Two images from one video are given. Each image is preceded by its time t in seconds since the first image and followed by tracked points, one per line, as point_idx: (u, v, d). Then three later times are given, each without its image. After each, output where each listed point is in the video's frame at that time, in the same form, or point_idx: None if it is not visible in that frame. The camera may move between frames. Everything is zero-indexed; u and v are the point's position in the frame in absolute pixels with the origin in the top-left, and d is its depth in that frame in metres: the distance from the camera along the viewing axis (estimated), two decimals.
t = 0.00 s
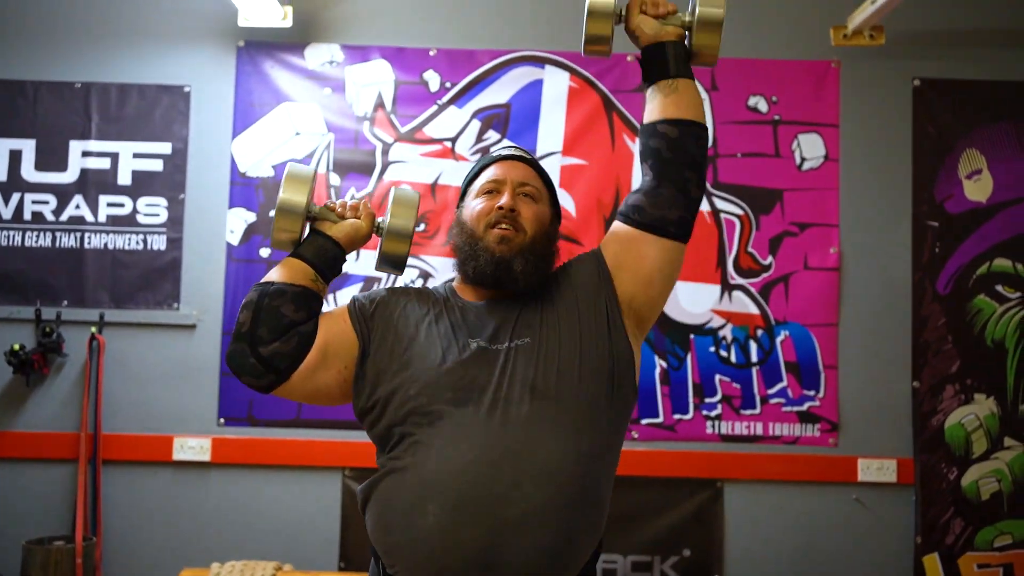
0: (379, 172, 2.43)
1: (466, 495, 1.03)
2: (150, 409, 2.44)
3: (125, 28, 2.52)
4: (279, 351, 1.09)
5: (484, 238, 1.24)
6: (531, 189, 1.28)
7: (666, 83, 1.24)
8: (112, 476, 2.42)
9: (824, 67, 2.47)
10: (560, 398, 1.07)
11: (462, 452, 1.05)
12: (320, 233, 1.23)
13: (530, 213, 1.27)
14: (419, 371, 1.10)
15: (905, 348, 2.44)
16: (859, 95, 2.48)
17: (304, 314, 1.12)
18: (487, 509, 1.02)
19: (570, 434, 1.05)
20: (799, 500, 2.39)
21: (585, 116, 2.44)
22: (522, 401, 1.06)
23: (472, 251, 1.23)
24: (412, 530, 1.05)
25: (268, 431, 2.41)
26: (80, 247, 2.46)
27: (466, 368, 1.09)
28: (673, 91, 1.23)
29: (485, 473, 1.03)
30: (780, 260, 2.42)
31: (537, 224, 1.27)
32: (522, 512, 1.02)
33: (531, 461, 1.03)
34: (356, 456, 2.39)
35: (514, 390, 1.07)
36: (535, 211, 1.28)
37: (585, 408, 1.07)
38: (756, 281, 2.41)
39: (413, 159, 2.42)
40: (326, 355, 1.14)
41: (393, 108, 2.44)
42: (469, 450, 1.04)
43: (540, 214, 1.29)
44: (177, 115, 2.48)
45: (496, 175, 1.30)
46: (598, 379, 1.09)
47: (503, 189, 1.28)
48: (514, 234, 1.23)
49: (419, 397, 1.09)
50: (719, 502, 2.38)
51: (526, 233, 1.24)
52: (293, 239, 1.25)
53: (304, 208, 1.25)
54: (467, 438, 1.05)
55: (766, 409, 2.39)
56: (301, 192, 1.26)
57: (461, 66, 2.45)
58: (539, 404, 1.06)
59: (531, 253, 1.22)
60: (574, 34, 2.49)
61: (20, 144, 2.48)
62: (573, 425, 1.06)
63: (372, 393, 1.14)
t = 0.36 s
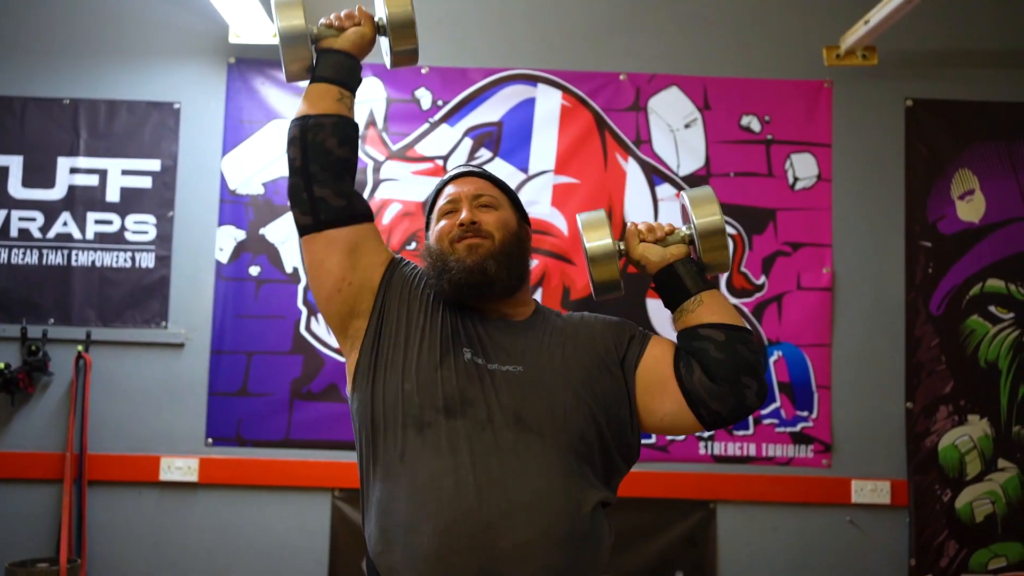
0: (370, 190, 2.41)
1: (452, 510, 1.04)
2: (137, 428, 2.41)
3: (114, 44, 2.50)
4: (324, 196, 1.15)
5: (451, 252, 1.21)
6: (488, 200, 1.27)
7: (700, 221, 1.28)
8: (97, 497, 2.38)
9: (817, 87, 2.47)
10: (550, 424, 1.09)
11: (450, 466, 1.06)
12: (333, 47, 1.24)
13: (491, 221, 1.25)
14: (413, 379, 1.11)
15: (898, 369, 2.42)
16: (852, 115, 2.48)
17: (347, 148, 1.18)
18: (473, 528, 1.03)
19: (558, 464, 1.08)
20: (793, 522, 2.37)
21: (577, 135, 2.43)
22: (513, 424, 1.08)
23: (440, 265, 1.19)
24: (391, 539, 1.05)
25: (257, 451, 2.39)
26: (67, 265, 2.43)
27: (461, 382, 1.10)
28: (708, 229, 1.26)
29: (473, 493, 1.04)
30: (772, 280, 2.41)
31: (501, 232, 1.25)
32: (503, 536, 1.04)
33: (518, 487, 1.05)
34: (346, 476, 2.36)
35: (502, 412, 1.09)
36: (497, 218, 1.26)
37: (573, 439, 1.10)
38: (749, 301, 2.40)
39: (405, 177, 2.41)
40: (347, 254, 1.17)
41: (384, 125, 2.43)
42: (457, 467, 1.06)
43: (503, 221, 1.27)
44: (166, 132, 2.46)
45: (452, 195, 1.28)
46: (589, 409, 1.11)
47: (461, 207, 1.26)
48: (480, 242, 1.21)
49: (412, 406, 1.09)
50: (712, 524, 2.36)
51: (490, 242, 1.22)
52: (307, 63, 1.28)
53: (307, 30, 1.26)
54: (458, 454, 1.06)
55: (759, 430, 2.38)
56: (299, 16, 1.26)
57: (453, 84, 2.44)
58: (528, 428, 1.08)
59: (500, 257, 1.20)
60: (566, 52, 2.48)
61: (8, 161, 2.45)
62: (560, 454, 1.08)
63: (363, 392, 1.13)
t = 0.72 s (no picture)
0: (365, 199, 2.41)
1: (460, 517, 0.98)
2: (129, 438, 2.40)
3: (108, 53, 2.50)
4: (273, 369, 1.06)
5: (483, 275, 1.22)
6: (537, 229, 1.28)
7: (678, 37, 1.29)
8: (89, 508, 2.37)
9: (811, 96, 2.47)
10: (561, 426, 1.04)
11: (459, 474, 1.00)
12: (316, 255, 1.21)
13: (535, 251, 1.25)
14: (417, 393, 1.07)
15: (892, 379, 2.42)
16: (846, 124, 2.48)
17: (299, 333, 1.10)
18: (484, 528, 0.98)
19: (572, 462, 1.03)
20: (787, 531, 2.37)
21: (571, 143, 2.43)
22: (520, 426, 1.03)
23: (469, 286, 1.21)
24: (396, 553, 1.00)
25: (250, 461, 2.38)
26: (60, 274, 2.42)
27: (467, 391, 1.06)
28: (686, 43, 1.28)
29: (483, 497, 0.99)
30: (767, 289, 2.40)
31: (541, 263, 1.25)
32: (516, 538, 0.98)
33: (529, 488, 1.00)
34: (339, 486, 2.35)
35: (510, 415, 1.04)
36: (540, 250, 1.26)
37: (585, 440, 1.05)
38: (743, 310, 2.40)
39: (399, 186, 2.40)
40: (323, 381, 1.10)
41: (378, 134, 2.43)
42: (464, 474, 1.00)
43: (546, 253, 1.27)
44: (160, 141, 2.45)
45: (503, 210, 1.28)
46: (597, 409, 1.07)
47: (511, 224, 1.27)
48: (516, 271, 1.21)
49: (418, 421, 1.05)
50: (706, 534, 2.35)
51: (527, 271, 1.22)
52: (284, 261, 1.23)
53: (296, 229, 1.23)
54: (465, 461, 1.01)
55: (754, 439, 2.37)
56: (292, 213, 1.25)
57: (448, 93, 2.44)
58: (538, 429, 1.03)
59: (533, 292, 1.18)
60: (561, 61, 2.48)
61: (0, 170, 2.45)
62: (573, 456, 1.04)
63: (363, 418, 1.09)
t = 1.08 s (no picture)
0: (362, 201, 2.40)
1: (443, 516, 1.03)
2: (128, 441, 2.40)
3: (106, 56, 2.50)
4: (325, 191, 1.19)
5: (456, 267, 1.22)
6: (498, 214, 1.28)
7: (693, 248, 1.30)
8: (87, 511, 2.36)
9: (809, 97, 2.47)
10: (540, 439, 1.09)
11: (444, 472, 1.05)
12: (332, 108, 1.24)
13: (500, 238, 1.26)
14: (406, 380, 1.11)
15: (891, 379, 2.42)
16: (844, 125, 2.48)
17: (348, 136, 1.24)
18: (466, 542, 1.02)
19: (549, 476, 1.08)
20: (787, 533, 2.36)
21: (569, 145, 2.43)
22: (503, 436, 1.09)
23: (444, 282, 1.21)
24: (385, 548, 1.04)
25: (249, 463, 2.37)
26: (58, 277, 2.42)
27: (452, 387, 1.11)
28: (700, 255, 1.28)
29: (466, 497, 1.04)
30: (765, 290, 2.40)
31: (509, 250, 1.26)
32: (496, 546, 1.03)
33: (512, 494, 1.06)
34: (338, 488, 2.35)
35: (494, 421, 1.09)
36: (504, 235, 1.27)
37: (564, 454, 1.10)
38: (742, 311, 2.40)
39: (397, 188, 2.40)
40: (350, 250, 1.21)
41: (376, 136, 2.43)
42: (449, 472, 1.05)
43: (510, 236, 1.28)
44: (158, 144, 2.46)
45: (460, 205, 1.28)
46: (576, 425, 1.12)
47: (471, 217, 1.27)
48: (486, 261, 1.22)
49: (405, 410, 1.09)
50: (706, 535, 2.35)
51: (496, 260, 1.24)
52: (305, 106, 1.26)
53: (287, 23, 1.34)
54: (449, 460, 1.06)
55: (752, 440, 2.37)
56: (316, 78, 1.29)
57: (445, 95, 2.44)
58: (519, 442, 1.09)
59: (506, 279, 1.22)
60: (559, 63, 2.48)
61: None
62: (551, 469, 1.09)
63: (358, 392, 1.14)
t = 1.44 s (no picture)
0: (364, 202, 2.41)
1: (447, 520, 1.01)
2: (130, 442, 2.40)
3: (108, 59, 2.51)
4: (261, 368, 1.08)
5: (472, 278, 1.22)
6: (522, 226, 1.26)
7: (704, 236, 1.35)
8: (91, 512, 2.37)
9: (809, 96, 2.47)
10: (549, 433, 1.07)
11: (448, 479, 1.03)
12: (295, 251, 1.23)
13: (521, 249, 1.25)
14: (405, 397, 1.10)
15: (892, 379, 2.42)
16: (844, 125, 2.48)
17: (287, 332, 1.12)
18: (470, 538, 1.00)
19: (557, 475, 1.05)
20: (788, 532, 2.37)
21: (570, 145, 2.43)
22: (508, 434, 1.06)
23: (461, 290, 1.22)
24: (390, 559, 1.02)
25: (251, 464, 2.38)
26: (61, 279, 2.43)
27: (454, 396, 1.09)
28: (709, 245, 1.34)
29: (469, 500, 1.02)
30: (766, 289, 2.40)
31: (527, 262, 1.25)
32: (503, 542, 1.00)
33: (521, 492, 1.02)
34: (340, 489, 2.36)
35: (501, 422, 1.07)
36: (526, 248, 1.26)
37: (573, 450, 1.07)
38: (743, 310, 2.40)
39: (398, 189, 2.41)
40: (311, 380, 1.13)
41: (377, 138, 2.43)
42: (452, 478, 1.03)
43: (531, 250, 1.27)
44: (160, 146, 2.46)
45: (486, 210, 1.28)
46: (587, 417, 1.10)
47: (494, 225, 1.26)
48: (504, 272, 1.22)
49: (408, 423, 1.08)
50: (707, 535, 2.35)
51: (513, 273, 1.23)
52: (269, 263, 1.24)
53: (279, 231, 1.25)
54: (454, 466, 1.04)
55: (754, 440, 2.37)
56: (273, 215, 1.26)
57: (446, 96, 2.45)
58: (525, 439, 1.06)
59: (522, 291, 1.21)
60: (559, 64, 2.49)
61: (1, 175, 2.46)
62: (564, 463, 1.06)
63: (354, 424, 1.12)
